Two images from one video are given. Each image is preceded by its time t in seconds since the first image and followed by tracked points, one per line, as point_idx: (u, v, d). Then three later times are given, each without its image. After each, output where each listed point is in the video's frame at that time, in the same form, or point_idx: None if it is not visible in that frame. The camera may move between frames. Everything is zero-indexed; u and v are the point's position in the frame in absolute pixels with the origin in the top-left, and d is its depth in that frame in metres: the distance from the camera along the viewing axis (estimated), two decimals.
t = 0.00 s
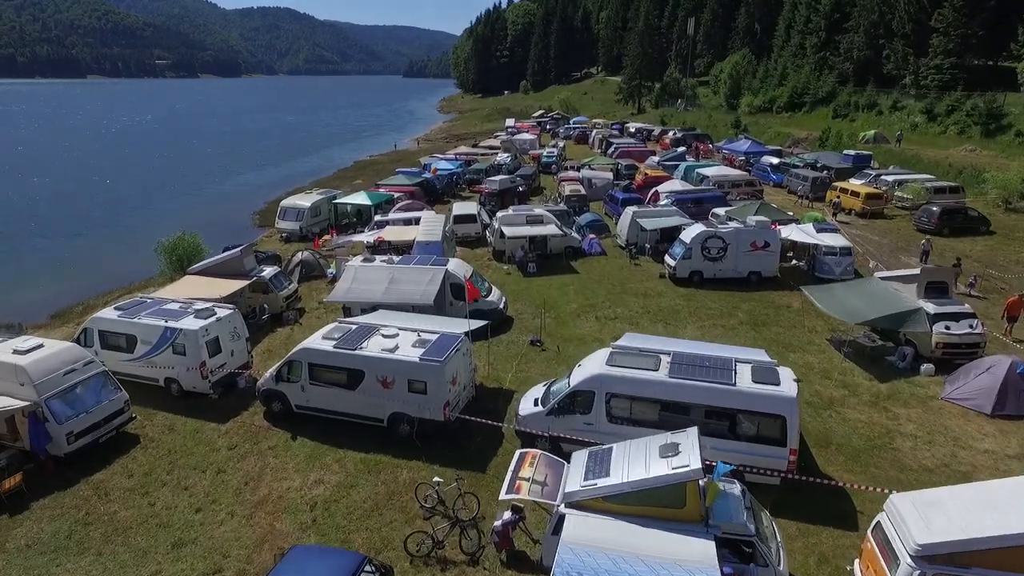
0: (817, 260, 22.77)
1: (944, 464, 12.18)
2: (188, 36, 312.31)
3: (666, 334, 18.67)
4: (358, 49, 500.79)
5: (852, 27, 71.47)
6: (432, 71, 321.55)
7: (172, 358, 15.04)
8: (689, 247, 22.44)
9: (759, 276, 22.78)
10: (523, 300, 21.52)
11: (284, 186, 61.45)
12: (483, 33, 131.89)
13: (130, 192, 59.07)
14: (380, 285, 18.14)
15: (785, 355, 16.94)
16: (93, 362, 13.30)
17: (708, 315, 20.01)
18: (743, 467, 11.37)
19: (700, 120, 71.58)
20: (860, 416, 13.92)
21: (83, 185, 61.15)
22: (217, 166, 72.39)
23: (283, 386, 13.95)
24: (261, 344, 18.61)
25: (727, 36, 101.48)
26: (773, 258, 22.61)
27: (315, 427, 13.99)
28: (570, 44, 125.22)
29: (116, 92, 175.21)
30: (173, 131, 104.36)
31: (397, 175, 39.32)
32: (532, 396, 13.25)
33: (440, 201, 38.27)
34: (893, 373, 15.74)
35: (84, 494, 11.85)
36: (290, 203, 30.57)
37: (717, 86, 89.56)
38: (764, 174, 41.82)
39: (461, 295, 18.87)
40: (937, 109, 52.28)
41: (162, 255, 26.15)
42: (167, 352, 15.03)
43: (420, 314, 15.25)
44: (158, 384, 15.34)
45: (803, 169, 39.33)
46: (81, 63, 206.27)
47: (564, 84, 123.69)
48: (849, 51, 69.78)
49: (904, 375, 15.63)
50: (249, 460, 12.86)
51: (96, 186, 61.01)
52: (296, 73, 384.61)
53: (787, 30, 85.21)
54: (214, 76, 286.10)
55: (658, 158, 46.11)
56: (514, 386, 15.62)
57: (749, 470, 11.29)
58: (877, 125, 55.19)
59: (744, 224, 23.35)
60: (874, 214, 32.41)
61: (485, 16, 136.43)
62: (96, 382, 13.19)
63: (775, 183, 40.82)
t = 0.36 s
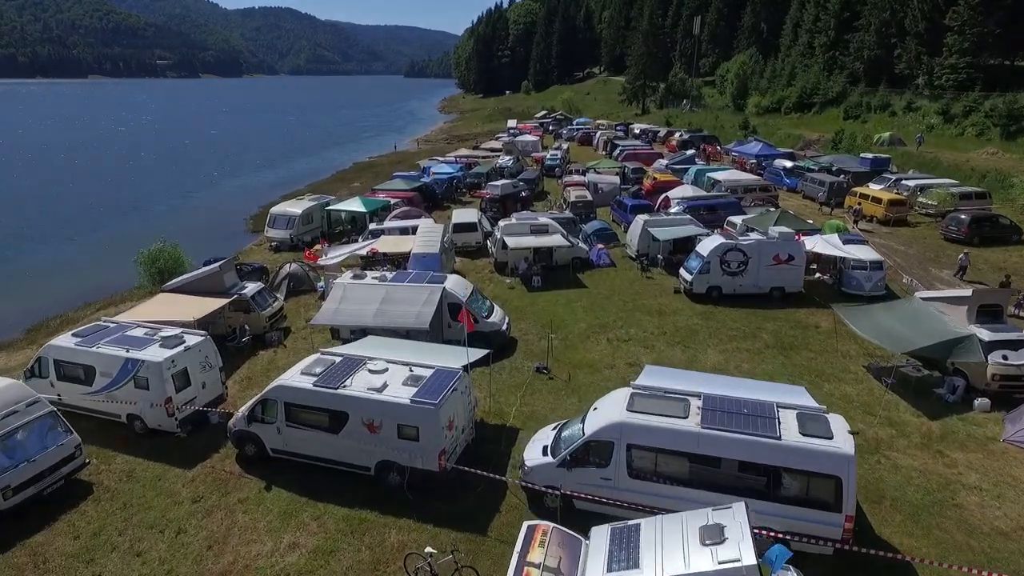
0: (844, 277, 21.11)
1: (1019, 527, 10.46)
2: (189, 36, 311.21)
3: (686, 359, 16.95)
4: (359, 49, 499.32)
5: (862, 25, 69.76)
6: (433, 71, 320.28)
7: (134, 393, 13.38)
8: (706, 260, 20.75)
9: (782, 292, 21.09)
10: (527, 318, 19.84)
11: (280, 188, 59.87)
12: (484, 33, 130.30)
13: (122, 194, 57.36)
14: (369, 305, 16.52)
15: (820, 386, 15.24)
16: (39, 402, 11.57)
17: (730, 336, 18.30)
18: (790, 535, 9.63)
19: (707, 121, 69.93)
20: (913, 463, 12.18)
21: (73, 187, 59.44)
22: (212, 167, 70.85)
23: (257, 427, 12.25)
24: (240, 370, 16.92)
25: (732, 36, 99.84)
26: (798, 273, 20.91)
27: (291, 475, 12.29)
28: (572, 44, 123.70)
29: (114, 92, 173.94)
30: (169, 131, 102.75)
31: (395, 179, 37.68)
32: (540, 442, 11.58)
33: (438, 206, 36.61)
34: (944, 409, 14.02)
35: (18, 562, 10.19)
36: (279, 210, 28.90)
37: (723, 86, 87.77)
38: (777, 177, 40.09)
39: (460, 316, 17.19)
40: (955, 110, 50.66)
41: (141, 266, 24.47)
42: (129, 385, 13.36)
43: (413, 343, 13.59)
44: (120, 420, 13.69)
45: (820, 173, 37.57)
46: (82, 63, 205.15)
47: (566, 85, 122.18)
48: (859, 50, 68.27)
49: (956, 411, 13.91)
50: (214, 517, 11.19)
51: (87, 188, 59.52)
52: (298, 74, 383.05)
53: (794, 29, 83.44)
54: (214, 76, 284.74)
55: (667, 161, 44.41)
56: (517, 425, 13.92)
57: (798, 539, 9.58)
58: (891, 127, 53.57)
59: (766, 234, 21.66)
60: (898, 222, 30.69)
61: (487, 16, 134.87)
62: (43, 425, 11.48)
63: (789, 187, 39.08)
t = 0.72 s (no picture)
0: (875, 293, 19.49)
1: None
2: (189, 37, 309.95)
3: (708, 390, 15.27)
4: (360, 49, 497.56)
5: (871, 23, 68.03)
6: (434, 71, 318.62)
7: (83, 437, 11.66)
8: (726, 276, 19.06)
9: (807, 310, 19.44)
10: (532, 341, 18.18)
11: (273, 190, 58.16)
12: (485, 32, 128.64)
13: (111, 195, 55.59)
14: (355, 331, 14.84)
15: (862, 423, 13.56)
16: None
17: (755, 361, 16.62)
18: None
19: (713, 122, 68.25)
20: (981, 523, 10.50)
21: (62, 188, 57.74)
22: (205, 167, 69.09)
23: (221, 483, 10.56)
24: (213, 402, 15.20)
25: (737, 36, 98.19)
26: (825, 290, 19.26)
27: (259, 538, 10.59)
28: (574, 43, 122.07)
29: (111, 92, 172.47)
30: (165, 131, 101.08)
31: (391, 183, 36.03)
32: (549, 504, 9.90)
33: (436, 212, 34.90)
34: (1007, 454, 12.33)
35: None
36: (267, 218, 27.21)
37: (728, 86, 85.97)
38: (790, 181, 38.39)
39: (457, 341, 15.51)
40: (973, 111, 49.00)
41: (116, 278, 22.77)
42: (77, 429, 11.62)
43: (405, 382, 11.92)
44: (69, 467, 11.98)
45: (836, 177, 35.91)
46: (82, 63, 203.87)
47: (568, 85, 120.51)
48: (869, 49, 66.61)
49: (1020, 456, 12.22)
50: None
51: (76, 188, 57.85)
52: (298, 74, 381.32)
53: (801, 27, 81.65)
54: (214, 76, 283.19)
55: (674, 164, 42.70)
56: (521, 472, 12.22)
57: None
58: (904, 128, 51.91)
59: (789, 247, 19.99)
60: (923, 230, 29.06)
61: (487, 16, 133.28)
62: None
63: (804, 191, 37.43)
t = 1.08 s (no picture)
0: (911, 313, 17.82)
1: None
2: (189, 37, 308.46)
3: (736, 428, 13.53)
4: (359, 49, 495.56)
5: (880, 22, 66.27)
6: (434, 71, 316.72)
7: (14, 496, 9.94)
8: (749, 295, 17.40)
9: (837, 331, 17.76)
10: (536, 367, 16.49)
11: (267, 191, 56.41)
12: (484, 31, 127.02)
13: (100, 196, 53.83)
14: (339, 363, 13.17)
15: (915, 472, 11.86)
16: None
17: (785, 393, 14.92)
18: None
19: (719, 123, 66.53)
20: None
21: (50, 189, 56.05)
22: (198, 167, 67.36)
23: (167, 556, 8.84)
24: (177, 442, 13.52)
25: (742, 35, 96.51)
26: (856, 309, 17.58)
27: None
28: (576, 43, 120.45)
29: (107, 91, 170.71)
30: (160, 130, 99.43)
31: (386, 187, 34.30)
32: None
33: (432, 218, 33.17)
34: None
35: None
36: (252, 226, 25.48)
37: (733, 86, 84.18)
38: (803, 186, 36.65)
39: (452, 373, 13.82)
40: (990, 113, 47.33)
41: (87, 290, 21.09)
42: (6, 487, 9.88)
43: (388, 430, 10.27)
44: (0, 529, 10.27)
45: (853, 181, 34.22)
46: (82, 63, 202.45)
47: (569, 85, 118.85)
48: (879, 48, 64.90)
49: None
50: None
51: (64, 189, 56.07)
52: (298, 74, 379.63)
53: (807, 26, 79.86)
54: (214, 76, 281.47)
55: (682, 168, 40.95)
56: (526, 536, 10.48)
57: None
58: (918, 129, 50.21)
59: (815, 262, 18.29)
60: (949, 239, 27.35)
61: (488, 15, 131.69)
62: None
63: (818, 196, 35.74)
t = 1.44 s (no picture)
0: (955, 337, 16.10)
1: None
2: (189, 37, 307.11)
3: (770, 477, 11.80)
4: (359, 49, 493.95)
5: (890, 20, 64.57)
6: (434, 71, 315.17)
7: None
8: (776, 317, 15.73)
9: (874, 357, 16.05)
10: (539, 400, 14.77)
11: (260, 194, 54.71)
12: (484, 30, 125.44)
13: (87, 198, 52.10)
14: (313, 403, 11.47)
15: (986, 537, 10.12)
16: None
17: (821, 433, 13.20)
18: None
19: (725, 124, 64.90)
20: None
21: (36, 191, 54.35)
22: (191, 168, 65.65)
23: None
24: (129, 494, 11.80)
25: (747, 35, 94.87)
26: (896, 333, 15.87)
27: None
28: (577, 42, 118.79)
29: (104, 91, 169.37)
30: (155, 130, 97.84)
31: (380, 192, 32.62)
32: None
33: (428, 225, 31.45)
34: None
35: None
36: (233, 236, 23.75)
37: (739, 87, 82.50)
38: (818, 191, 34.93)
39: (445, 413, 12.14)
40: (1008, 114, 45.66)
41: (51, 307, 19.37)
42: None
43: (365, 488, 8.50)
44: None
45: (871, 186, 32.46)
46: (81, 63, 201.00)
47: (571, 85, 117.24)
48: (889, 47, 63.24)
49: None
50: None
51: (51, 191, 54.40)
52: (298, 74, 378.04)
53: (814, 25, 78.20)
54: (214, 76, 280.07)
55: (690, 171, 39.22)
56: None
57: None
58: (933, 131, 48.53)
59: (848, 279, 16.60)
60: (979, 249, 25.63)
61: (488, 15, 130.13)
62: None
63: (834, 201, 33.98)
